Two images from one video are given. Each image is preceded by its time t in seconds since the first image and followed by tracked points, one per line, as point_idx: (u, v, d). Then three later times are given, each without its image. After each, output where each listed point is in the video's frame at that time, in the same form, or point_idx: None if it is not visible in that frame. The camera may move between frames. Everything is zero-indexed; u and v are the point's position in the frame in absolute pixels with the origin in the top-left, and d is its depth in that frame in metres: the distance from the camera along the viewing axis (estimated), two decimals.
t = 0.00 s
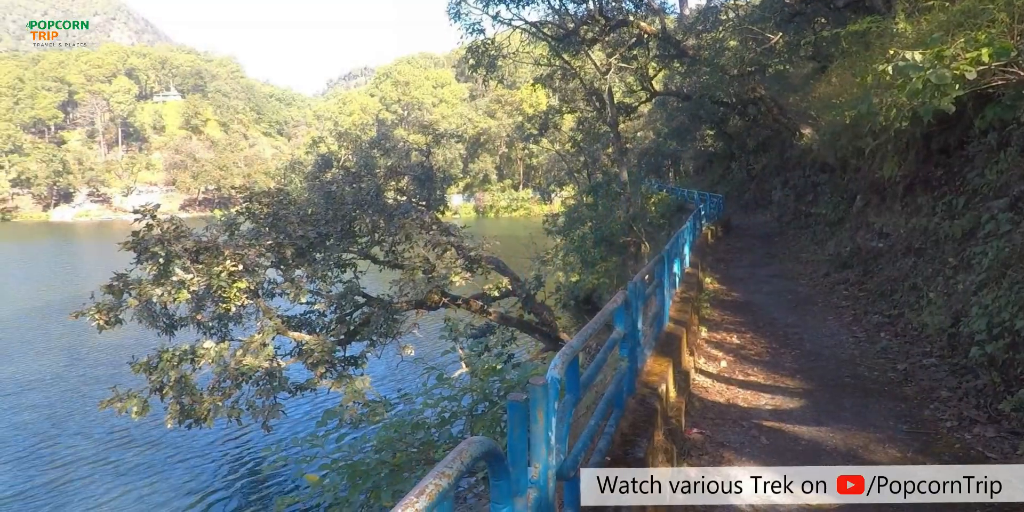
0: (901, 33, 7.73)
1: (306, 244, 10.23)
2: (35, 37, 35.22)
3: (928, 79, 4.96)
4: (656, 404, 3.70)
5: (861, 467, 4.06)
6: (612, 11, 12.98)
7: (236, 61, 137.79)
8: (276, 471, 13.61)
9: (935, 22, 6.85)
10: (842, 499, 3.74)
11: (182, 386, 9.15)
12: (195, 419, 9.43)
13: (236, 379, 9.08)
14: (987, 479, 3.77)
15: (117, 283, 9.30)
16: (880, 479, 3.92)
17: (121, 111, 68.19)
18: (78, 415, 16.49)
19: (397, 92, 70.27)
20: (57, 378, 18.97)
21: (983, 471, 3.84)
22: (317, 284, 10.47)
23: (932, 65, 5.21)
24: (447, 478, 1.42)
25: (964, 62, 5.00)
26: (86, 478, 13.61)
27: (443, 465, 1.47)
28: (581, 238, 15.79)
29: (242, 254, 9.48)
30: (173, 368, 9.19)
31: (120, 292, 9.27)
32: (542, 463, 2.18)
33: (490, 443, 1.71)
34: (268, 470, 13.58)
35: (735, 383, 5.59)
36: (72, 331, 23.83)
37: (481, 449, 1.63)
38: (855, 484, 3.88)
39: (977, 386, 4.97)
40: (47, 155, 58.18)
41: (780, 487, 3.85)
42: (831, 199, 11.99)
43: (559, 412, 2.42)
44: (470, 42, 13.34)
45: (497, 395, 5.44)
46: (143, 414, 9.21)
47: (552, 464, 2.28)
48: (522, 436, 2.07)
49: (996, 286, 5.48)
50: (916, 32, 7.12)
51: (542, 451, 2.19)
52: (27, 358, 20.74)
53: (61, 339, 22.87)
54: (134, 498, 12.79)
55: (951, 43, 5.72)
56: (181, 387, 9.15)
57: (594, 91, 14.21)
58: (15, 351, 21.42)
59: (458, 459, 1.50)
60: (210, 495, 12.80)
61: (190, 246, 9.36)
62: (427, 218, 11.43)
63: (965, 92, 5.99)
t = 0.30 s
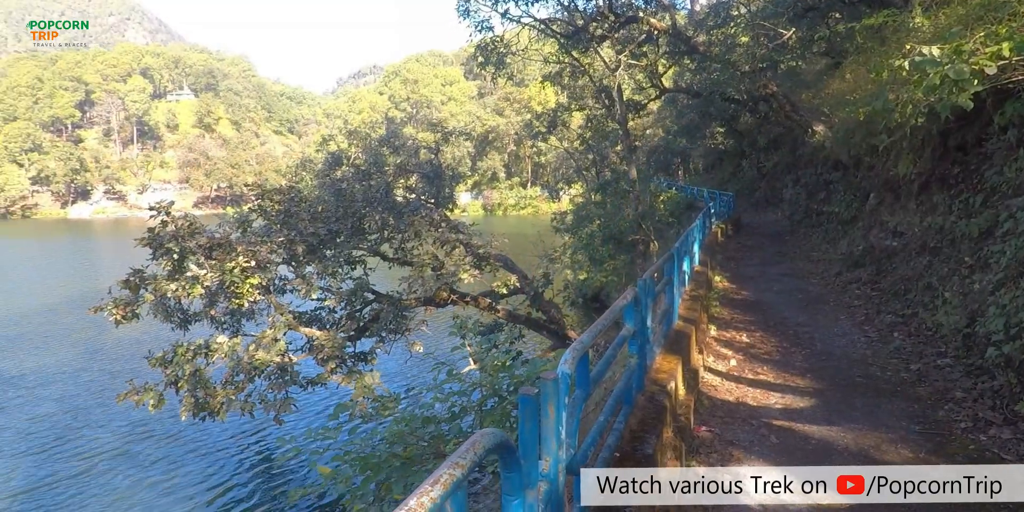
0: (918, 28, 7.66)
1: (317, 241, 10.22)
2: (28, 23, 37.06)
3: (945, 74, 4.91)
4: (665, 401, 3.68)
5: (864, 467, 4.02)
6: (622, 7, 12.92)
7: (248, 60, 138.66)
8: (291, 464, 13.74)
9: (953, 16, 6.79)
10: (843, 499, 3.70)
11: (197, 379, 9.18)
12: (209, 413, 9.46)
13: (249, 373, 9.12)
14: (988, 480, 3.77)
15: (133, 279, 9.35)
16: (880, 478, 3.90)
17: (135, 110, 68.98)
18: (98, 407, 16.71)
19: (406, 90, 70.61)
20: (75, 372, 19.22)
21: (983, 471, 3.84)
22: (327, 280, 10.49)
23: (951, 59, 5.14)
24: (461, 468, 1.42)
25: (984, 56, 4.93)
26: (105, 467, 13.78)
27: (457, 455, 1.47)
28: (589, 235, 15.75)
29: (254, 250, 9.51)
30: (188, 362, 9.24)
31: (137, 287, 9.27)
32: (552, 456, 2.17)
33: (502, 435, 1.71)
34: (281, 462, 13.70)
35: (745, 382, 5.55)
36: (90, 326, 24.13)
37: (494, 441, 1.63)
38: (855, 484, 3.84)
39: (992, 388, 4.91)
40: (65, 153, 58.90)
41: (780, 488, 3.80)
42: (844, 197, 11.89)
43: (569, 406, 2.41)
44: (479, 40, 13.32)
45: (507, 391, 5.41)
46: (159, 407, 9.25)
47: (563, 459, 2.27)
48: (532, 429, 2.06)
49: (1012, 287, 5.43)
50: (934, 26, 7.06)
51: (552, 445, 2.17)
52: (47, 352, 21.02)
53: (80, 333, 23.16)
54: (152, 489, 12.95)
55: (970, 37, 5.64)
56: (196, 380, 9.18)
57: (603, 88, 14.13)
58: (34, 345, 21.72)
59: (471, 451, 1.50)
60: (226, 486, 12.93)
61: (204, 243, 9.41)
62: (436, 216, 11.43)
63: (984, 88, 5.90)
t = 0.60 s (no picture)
0: (941, 24, 7.54)
1: (330, 240, 10.25)
2: (29, 24, 39.79)
3: (970, 68, 4.82)
4: (678, 400, 3.65)
5: (867, 468, 3.98)
6: (636, 4, 12.82)
7: (262, 60, 139.82)
8: (305, 458, 13.83)
9: (978, 11, 6.67)
10: (845, 500, 3.67)
11: (213, 375, 9.24)
12: (224, 408, 9.51)
13: (264, 369, 9.17)
14: (988, 479, 3.77)
15: (151, 276, 9.39)
16: (880, 478, 3.87)
17: (152, 110, 69.76)
18: (116, 401, 16.91)
19: (418, 89, 70.90)
20: (93, 367, 19.45)
21: (984, 471, 3.84)
22: (340, 278, 10.51)
23: (976, 54, 5.05)
24: (479, 460, 1.41)
25: (1011, 51, 4.84)
26: (123, 461, 13.91)
27: (474, 447, 1.45)
28: (601, 235, 15.70)
29: (269, 248, 9.56)
30: (205, 358, 9.28)
31: (155, 284, 9.31)
32: (567, 451, 2.14)
33: (518, 429, 1.70)
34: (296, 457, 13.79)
35: (757, 382, 5.52)
36: (108, 321, 24.43)
37: (510, 434, 1.62)
38: (855, 484, 3.82)
39: (1012, 391, 4.84)
40: (84, 152, 59.69)
41: (780, 488, 3.76)
42: (860, 197, 11.76)
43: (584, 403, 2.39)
44: (491, 39, 13.27)
45: (520, 388, 5.36)
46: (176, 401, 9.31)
47: (576, 455, 2.24)
48: (545, 423, 2.05)
49: None
50: (957, 21, 6.96)
51: (567, 440, 2.15)
52: (67, 347, 21.31)
53: (99, 329, 23.44)
54: (169, 482, 13.08)
55: (996, 31, 5.54)
56: (212, 376, 9.23)
57: (615, 86, 14.05)
58: (54, 340, 22.01)
59: (488, 443, 1.49)
60: (241, 480, 13.04)
61: (220, 241, 9.48)
62: (448, 215, 11.42)
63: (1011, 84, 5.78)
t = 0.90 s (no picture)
0: (974, 14, 7.35)
1: (351, 236, 10.34)
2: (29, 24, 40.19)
3: (1008, 61, 4.70)
4: (699, 397, 3.63)
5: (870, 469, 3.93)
6: None
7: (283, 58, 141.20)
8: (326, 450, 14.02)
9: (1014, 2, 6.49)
10: (844, 500, 3.61)
11: (238, 368, 9.36)
12: (248, 401, 9.62)
13: (287, 363, 9.29)
14: (989, 480, 3.74)
15: (177, 271, 9.50)
16: (880, 478, 3.82)
17: (177, 108, 70.76)
18: (143, 393, 17.22)
19: (437, 86, 71.23)
20: (121, 359, 19.82)
21: (984, 472, 3.82)
22: (361, 274, 10.59)
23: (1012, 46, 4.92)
24: (505, 451, 1.41)
25: None
26: (149, 453, 14.12)
27: (499, 439, 1.46)
28: (620, 232, 15.61)
29: (291, 245, 9.66)
30: (230, 351, 9.43)
31: (181, 278, 9.43)
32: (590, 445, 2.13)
33: (542, 422, 1.71)
34: (317, 450, 13.97)
35: (779, 381, 5.46)
36: (136, 316, 24.87)
37: (535, 426, 1.62)
38: (855, 484, 3.76)
39: None
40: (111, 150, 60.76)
41: (779, 488, 3.71)
42: (887, 194, 11.56)
43: (607, 398, 2.39)
44: (511, 35, 13.23)
45: (541, 383, 5.34)
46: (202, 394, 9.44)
47: (600, 450, 2.23)
48: (569, 417, 2.04)
49: None
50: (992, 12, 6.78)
51: (590, 435, 2.14)
52: (96, 340, 21.77)
53: (126, 323, 23.90)
54: (194, 472, 13.32)
55: None
56: (237, 369, 9.36)
57: (636, 82, 13.93)
58: (83, 333, 22.49)
59: (514, 435, 1.49)
60: (264, 471, 13.24)
61: (243, 237, 9.60)
62: (468, 211, 11.43)
63: None
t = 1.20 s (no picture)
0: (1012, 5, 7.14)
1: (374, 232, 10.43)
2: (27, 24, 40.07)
3: None
4: (725, 396, 3.59)
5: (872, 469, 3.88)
6: None
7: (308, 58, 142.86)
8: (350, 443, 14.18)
9: None
10: (846, 501, 3.56)
11: (264, 362, 9.49)
12: (273, 395, 9.76)
13: (311, 358, 9.40)
14: (988, 479, 3.74)
15: (205, 266, 9.67)
16: (880, 478, 3.78)
17: (204, 107, 71.94)
18: (172, 387, 17.57)
19: (460, 84, 71.59)
20: (151, 353, 20.26)
21: (984, 472, 3.81)
22: (384, 270, 10.67)
23: None
24: (535, 444, 1.41)
25: None
26: (178, 446, 14.37)
27: (529, 432, 1.46)
28: (643, 229, 15.52)
29: (316, 241, 9.78)
30: (256, 345, 9.56)
31: (209, 274, 9.58)
32: (617, 442, 2.11)
33: (570, 417, 1.71)
34: (340, 443, 14.14)
35: (807, 381, 5.39)
36: (166, 310, 25.37)
37: (564, 421, 1.63)
38: (855, 484, 3.71)
39: None
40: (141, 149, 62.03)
41: (780, 488, 3.65)
42: (919, 191, 11.33)
43: (634, 395, 2.38)
44: (534, 32, 13.22)
45: (564, 380, 5.29)
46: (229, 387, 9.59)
47: (626, 447, 2.20)
48: (596, 412, 2.03)
49: None
50: None
51: (617, 431, 2.12)
52: (128, 334, 22.30)
53: (157, 317, 24.42)
54: (221, 464, 13.56)
55: None
56: (263, 363, 9.49)
57: (659, 79, 13.84)
58: (116, 327, 23.05)
59: (543, 429, 1.50)
60: (289, 464, 13.43)
61: (270, 233, 9.74)
62: (490, 209, 11.43)
63: None
